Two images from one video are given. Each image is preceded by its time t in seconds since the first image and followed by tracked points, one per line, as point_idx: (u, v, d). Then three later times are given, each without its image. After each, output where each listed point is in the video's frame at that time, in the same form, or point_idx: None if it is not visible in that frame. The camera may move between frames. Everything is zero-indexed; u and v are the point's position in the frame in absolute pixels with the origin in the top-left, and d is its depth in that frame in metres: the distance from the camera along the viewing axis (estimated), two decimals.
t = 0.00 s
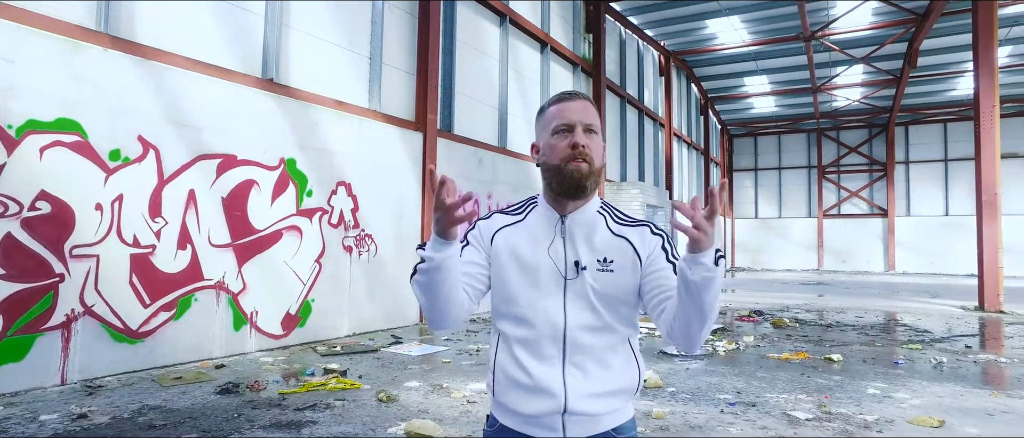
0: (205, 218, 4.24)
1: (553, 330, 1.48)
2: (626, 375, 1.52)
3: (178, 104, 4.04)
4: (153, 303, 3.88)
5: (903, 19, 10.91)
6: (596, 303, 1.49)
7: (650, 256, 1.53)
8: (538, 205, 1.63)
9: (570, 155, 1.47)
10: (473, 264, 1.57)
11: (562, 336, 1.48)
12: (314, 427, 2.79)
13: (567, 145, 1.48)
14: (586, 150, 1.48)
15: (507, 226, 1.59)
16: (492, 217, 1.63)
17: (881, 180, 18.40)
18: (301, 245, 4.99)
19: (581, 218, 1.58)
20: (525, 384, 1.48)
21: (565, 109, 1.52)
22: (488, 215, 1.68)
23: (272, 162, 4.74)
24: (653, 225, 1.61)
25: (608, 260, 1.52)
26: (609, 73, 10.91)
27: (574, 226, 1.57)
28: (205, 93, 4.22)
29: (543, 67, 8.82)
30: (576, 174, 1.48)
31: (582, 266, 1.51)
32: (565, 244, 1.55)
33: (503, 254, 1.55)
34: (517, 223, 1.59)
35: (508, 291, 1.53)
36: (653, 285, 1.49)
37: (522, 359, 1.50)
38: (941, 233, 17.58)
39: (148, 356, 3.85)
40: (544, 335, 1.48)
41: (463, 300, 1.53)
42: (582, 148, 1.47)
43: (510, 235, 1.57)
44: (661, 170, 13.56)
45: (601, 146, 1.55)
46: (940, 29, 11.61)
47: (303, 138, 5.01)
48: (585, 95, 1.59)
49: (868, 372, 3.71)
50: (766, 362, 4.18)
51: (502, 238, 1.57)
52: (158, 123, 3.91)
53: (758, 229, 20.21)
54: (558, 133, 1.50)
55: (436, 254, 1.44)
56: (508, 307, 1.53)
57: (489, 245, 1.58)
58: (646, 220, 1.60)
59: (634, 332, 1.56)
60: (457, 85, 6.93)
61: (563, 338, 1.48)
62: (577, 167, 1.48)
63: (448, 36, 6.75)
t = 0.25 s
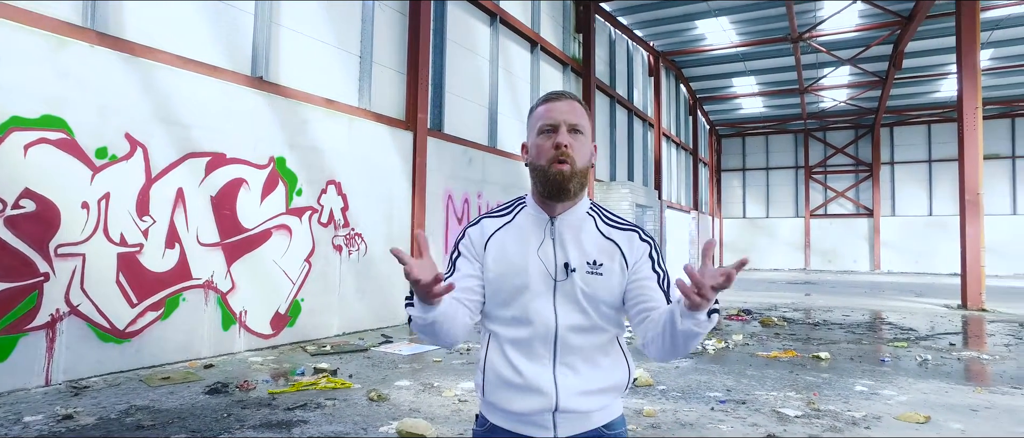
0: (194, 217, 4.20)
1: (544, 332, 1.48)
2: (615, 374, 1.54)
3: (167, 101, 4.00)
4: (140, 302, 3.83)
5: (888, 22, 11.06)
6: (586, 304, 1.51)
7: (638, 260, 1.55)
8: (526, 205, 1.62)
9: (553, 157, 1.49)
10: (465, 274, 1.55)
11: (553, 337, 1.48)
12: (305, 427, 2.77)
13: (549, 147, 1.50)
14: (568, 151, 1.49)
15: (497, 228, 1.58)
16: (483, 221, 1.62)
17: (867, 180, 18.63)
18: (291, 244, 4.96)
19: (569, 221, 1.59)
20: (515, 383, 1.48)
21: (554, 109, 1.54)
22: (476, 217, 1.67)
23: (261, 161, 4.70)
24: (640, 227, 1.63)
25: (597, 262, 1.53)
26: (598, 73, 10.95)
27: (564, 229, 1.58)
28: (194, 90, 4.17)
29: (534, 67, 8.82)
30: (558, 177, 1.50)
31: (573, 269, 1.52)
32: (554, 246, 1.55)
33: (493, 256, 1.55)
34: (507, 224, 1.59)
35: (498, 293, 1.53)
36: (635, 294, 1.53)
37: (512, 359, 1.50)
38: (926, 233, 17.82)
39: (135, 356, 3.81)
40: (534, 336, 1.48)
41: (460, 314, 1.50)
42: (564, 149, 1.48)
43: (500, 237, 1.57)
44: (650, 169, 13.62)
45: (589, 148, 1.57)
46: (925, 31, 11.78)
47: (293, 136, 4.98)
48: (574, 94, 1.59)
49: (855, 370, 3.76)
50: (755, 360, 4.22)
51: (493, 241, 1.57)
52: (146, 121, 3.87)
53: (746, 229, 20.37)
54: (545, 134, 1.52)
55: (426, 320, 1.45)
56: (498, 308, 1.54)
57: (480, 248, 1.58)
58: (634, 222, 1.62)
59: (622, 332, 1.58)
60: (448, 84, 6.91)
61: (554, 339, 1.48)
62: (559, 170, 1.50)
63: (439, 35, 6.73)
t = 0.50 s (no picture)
0: (180, 214, 4.14)
1: (544, 328, 1.48)
2: (620, 373, 1.52)
3: (152, 97, 3.93)
4: (124, 301, 3.77)
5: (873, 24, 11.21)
6: (588, 298, 1.50)
7: (644, 247, 1.54)
8: (526, 199, 1.63)
9: (549, 149, 1.47)
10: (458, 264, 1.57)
11: (553, 332, 1.48)
12: (292, 426, 2.75)
13: (545, 139, 1.48)
14: (565, 143, 1.47)
15: (495, 223, 1.59)
16: (480, 214, 1.64)
17: (851, 181, 18.87)
18: (278, 242, 4.91)
19: (571, 211, 1.58)
20: (514, 383, 1.49)
21: (549, 101, 1.53)
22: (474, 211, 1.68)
23: (248, 158, 4.64)
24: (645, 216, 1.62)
25: (600, 254, 1.53)
26: (586, 73, 10.96)
27: (565, 220, 1.57)
28: (179, 86, 4.11)
29: (522, 66, 8.81)
30: (554, 169, 1.48)
31: (574, 261, 1.52)
32: (555, 238, 1.55)
33: (491, 252, 1.56)
34: (505, 218, 1.59)
35: (497, 288, 1.54)
36: (648, 274, 1.51)
37: (512, 358, 1.50)
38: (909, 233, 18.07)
39: (119, 356, 3.75)
40: (535, 332, 1.48)
41: (449, 302, 1.54)
42: (561, 141, 1.46)
43: (499, 230, 1.58)
44: (638, 169, 13.68)
45: (587, 139, 1.55)
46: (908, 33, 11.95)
47: (280, 134, 4.93)
48: (570, 84, 1.58)
49: (841, 367, 3.80)
50: (742, 358, 4.26)
51: (491, 234, 1.58)
52: (130, 117, 3.81)
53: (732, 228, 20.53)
54: (542, 126, 1.51)
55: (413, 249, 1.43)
56: (497, 305, 1.54)
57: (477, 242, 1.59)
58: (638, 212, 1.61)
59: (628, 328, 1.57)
60: (436, 82, 6.87)
61: (555, 335, 1.48)
62: (555, 162, 1.47)
63: (427, 33, 6.71)
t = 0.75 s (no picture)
0: (167, 211, 4.08)
1: (549, 325, 1.47)
2: (625, 372, 1.50)
3: (138, 91, 3.87)
4: (109, 299, 3.71)
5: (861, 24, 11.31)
6: (596, 295, 1.48)
7: (654, 248, 1.50)
8: (533, 190, 1.61)
9: (558, 139, 1.46)
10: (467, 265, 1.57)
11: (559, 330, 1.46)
12: (281, 424, 2.71)
13: (554, 129, 1.47)
14: (574, 133, 1.46)
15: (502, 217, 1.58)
16: (484, 207, 1.63)
17: (839, 180, 19.05)
18: (267, 239, 4.86)
19: (579, 205, 1.56)
20: (515, 378, 1.48)
21: (556, 88, 1.52)
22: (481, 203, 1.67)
23: (236, 154, 4.58)
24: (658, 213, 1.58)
25: (610, 251, 1.51)
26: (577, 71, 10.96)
27: (572, 215, 1.56)
28: (166, 81, 4.05)
29: (512, 64, 8.78)
30: (563, 161, 1.47)
31: (581, 258, 1.50)
32: (563, 233, 1.53)
33: (496, 245, 1.55)
34: (511, 211, 1.58)
35: (504, 283, 1.53)
36: (648, 284, 1.48)
37: (516, 353, 1.50)
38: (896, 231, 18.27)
39: (104, 354, 3.68)
40: (541, 328, 1.47)
41: (464, 310, 1.51)
42: (571, 131, 1.45)
43: (505, 223, 1.57)
44: (628, 167, 13.71)
45: (596, 127, 1.54)
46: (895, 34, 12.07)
47: (269, 130, 4.87)
48: (578, 70, 1.56)
49: (832, 364, 3.83)
50: (734, 355, 4.27)
51: (497, 230, 1.57)
52: (115, 112, 3.74)
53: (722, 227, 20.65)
54: (550, 114, 1.50)
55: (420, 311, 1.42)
56: (505, 300, 1.54)
57: (483, 236, 1.59)
58: (650, 209, 1.57)
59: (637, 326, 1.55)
60: (426, 79, 6.83)
61: (560, 333, 1.46)
62: (564, 153, 1.47)
63: (418, 30, 6.67)
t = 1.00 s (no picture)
0: (156, 208, 4.02)
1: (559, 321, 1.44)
2: (639, 370, 1.47)
3: (127, 86, 3.81)
4: (97, 297, 3.65)
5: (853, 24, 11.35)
6: (610, 290, 1.45)
7: (674, 229, 1.49)
8: (541, 177, 1.58)
9: (568, 125, 1.43)
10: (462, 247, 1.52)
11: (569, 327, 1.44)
12: (271, 424, 2.67)
13: (562, 114, 1.44)
14: (585, 117, 1.43)
15: (508, 202, 1.54)
16: (490, 187, 1.60)
17: (832, 180, 19.15)
18: (258, 237, 4.80)
19: (592, 191, 1.54)
20: (522, 377, 1.45)
21: (559, 70, 1.49)
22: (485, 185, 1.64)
23: (227, 151, 4.53)
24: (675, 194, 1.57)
25: (624, 239, 1.49)
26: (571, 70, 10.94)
27: (583, 202, 1.53)
28: (155, 76, 3.99)
29: (505, 62, 8.75)
30: (576, 146, 1.45)
31: (594, 249, 1.48)
32: (574, 223, 1.51)
33: (501, 235, 1.52)
34: (519, 199, 1.55)
35: (510, 277, 1.50)
36: (676, 259, 1.46)
37: (522, 352, 1.47)
38: (887, 231, 18.37)
39: (91, 353, 3.62)
40: (550, 325, 1.44)
41: (448, 280, 1.48)
42: (581, 115, 1.42)
43: (508, 211, 1.54)
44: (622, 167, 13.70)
45: (607, 107, 1.51)
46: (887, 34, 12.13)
47: (260, 127, 4.81)
48: (582, 48, 1.53)
49: (826, 361, 3.83)
50: (729, 353, 4.26)
51: (498, 215, 1.53)
52: (103, 107, 3.68)
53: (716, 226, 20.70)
54: (558, 96, 1.47)
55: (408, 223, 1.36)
56: (509, 293, 1.51)
57: (484, 224, 1.55)
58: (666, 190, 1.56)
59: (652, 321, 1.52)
60: (420, 77, 6.79)
61: (570, 330, 1.43)
62: (575, 139, 1.45)
63: (411, 27, 6.62)
